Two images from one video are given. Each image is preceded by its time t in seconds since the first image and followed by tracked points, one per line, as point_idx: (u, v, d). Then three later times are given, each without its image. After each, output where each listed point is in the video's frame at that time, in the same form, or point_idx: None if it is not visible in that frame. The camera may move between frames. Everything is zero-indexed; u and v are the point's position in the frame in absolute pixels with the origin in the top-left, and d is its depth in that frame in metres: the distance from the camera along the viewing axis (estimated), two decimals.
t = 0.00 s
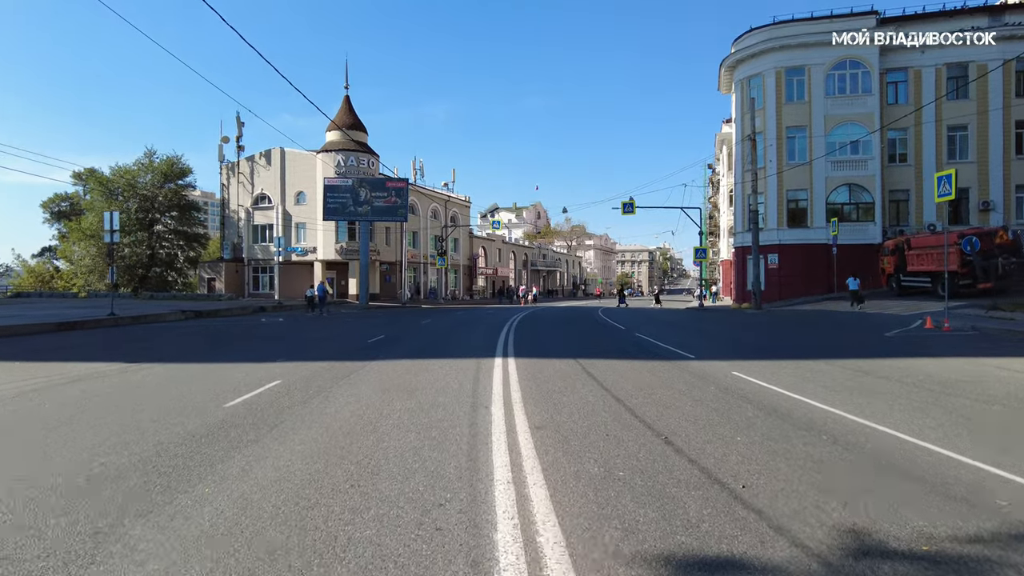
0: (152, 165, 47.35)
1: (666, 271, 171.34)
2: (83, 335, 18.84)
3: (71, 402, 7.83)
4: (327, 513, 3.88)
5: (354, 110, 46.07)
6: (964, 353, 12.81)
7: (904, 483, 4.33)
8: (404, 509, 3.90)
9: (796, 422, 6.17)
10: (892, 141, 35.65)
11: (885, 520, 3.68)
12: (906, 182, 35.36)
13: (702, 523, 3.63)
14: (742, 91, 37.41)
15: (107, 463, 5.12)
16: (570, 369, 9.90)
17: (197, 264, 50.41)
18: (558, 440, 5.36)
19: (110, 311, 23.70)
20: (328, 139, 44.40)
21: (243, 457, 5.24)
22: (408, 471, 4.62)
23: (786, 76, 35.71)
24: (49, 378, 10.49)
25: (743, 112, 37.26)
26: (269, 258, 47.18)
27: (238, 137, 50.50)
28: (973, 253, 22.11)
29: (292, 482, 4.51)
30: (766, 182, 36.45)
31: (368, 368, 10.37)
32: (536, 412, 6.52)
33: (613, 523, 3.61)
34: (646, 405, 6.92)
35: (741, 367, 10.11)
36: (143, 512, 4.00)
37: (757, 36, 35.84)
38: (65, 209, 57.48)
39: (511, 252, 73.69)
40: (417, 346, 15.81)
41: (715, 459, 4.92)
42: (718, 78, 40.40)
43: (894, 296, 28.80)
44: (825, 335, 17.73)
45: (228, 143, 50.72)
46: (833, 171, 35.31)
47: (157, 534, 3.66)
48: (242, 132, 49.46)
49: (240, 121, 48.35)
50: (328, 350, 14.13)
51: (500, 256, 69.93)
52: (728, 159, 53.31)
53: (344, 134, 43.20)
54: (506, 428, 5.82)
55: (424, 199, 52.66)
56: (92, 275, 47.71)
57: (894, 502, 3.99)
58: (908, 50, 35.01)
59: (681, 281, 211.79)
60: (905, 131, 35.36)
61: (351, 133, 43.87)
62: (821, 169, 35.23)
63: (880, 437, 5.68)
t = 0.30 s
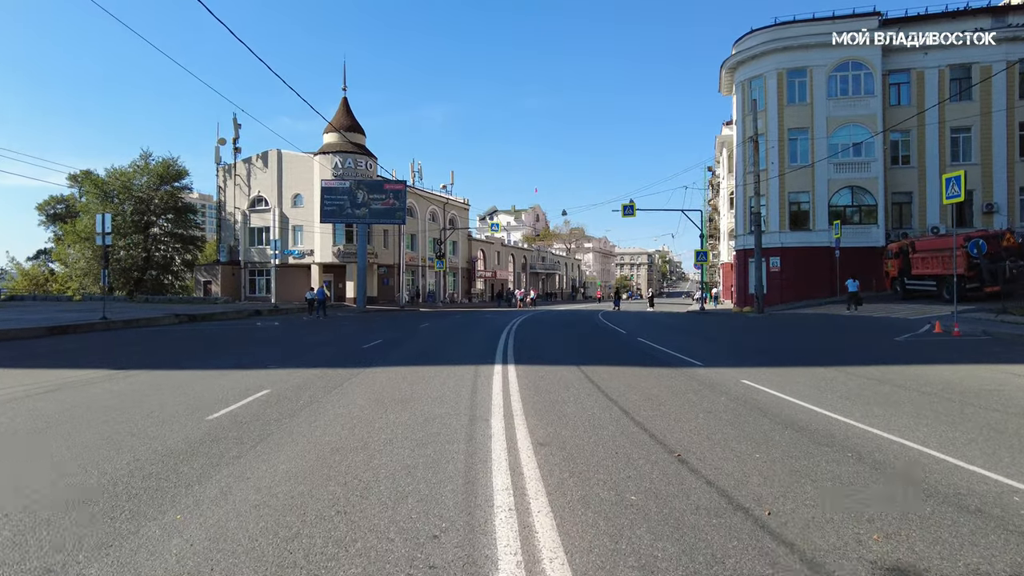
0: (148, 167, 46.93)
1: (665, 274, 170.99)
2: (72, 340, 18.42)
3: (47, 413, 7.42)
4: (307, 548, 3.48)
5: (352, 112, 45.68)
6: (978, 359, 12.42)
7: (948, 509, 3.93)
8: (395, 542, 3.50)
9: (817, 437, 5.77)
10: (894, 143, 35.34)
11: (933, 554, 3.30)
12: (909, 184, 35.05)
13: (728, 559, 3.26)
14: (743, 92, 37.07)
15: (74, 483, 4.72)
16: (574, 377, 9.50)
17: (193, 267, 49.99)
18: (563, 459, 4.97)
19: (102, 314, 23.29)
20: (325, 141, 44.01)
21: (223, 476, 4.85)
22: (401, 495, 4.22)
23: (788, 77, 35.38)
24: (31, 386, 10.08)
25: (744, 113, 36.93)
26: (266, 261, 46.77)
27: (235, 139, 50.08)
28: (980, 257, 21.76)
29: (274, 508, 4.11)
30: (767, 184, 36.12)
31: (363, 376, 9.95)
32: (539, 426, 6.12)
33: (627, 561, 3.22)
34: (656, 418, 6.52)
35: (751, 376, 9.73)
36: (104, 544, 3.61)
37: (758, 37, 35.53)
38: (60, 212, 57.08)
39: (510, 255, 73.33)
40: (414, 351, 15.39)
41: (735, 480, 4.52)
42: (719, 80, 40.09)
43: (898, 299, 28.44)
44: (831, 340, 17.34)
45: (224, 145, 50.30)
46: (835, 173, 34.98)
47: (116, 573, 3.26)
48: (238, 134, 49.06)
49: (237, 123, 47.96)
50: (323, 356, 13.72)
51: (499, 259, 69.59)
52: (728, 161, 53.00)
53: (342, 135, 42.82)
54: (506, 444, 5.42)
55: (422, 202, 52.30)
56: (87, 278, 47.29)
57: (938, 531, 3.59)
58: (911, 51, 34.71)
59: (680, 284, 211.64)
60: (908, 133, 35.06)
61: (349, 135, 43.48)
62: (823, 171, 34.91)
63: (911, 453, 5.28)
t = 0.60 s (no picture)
0: (144, 168, 46.50)
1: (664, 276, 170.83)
2: (62, 343, 18.00)
3: (22, 421, 7.02)
4: None
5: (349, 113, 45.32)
6: (992, 363, 12.06)
7: (1001, 533, 3.53)
8: None
9: (843, 447, 5.37)
10: (897, 144, 35.03)
11: None
12: (911, 185, 34.73)
13: None
14: (744, 93, 36.75)
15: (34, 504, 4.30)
16: (577, 383, 9.08)
17: (189, 269, 49.56)
18: (570, 475, 4.58)
19: (93, 317, 22.86)
20: (322, 142, 43.62)
21: (199, 494, 4.45)
22: (393, 518, 3.82)
23: (789, 77, 35.05)
24: (11, 392, 9.67)
25: (745, 113, 36.61)
26: (262, 263, 46.35)
27: (231, 140, 49.68)
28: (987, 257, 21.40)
29: (252, 533, 3.70)
30: (769, 185, 35.79)
31: (356, 382, 9.52)
32: (543, 437, 5.73)
33: None
34: (667, 427, 6.14)
35: (761, 381, 9.36)
36: None
37: (758, 37, 35.21)
38: (55, 214, 56.60)
39: (509, 257, 72.91)
40: (411, 355, 15.00)
41: (760, 500, 4.13)
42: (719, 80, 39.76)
43: (903, 301, 28.09)
44: (838, 344, 16.97)
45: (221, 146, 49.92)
46: (837, 174, 34.66)
47: None
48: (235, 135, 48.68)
49: (233, 124, 47.59)
50: (317, 360, 13.31)
51: (498, 261, 69.25)
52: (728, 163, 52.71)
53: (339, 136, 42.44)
54: (507, 458, 5.03)
55: (420, 203, 51.93)
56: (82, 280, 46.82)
57: (993, 560, 3.21)
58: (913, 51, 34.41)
59: (679, 286, 211.41)
60: (910, 134, 34.76)
61: (346, 136, 43.10)
62: (825, 172, 34.59)
63: (945, 464, 4.91)
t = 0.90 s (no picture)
0: (141, 167, 46.09)
1: (664, 276, 170.55)
2: (52, 344, 17.59)
3: None
4: None
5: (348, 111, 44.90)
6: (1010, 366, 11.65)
7: None
8: None
9: (873, 459, 4.97)
10: (901, 142, 34.64)
11: None
12: (916, 184, 34.34)
13: None
14: (746, 91, 36.35)
15: None
16: (582, 387, 8.70)
17: (187, 269, 49.14)
18: (580, 494, 4.17)
19: (87, 318, 22.47)
20: (321, 141, 43.18)
21: (172, 514, 4.03)
22: (384, 547, 3.41)
23: (792, 75, 34.65)
24: None
25: (748, 112, 36.19)
26: (260, 263, 45.94)
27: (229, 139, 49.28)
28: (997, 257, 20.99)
29: (225, 563, 3.29)
30: (772, 184, 35.38)
31: (352, 386, 9.13)
32: (548, 448, 5.34)
33: None
34: (681, 436, 5.75)
35: (774, 386, 8.96)
36: None
37: (761, 34, 34.82)
38: (52, 213, 56.17)
39: (509, 257, 72.49)
40: (410, 357, 14.59)
41: (790, 522, 3.73)
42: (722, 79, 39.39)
43: (909, 301, 27.70)
44: (848, 345, 16.55)
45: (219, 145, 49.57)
46: (841, 173, 34.26)
47: None
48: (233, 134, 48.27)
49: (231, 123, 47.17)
50: (312, 363, 12.92)
51: (498, 262, 68.86)
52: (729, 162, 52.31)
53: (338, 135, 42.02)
54: (509, 474, 4.61)
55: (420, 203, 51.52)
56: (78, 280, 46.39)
57: None
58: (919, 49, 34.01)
59: (680, 286, 210.98)
60: (916, 132, 34.36)
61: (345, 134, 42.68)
62: (829, 171, 34.19)
63: (987, 479, 4.50)
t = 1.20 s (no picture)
0: (138, 166, 45.68)
1: (665, 276, 170.37)
2: (43, 345, 17.20)
3: None
4: None
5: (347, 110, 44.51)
6: None
7: None
8: None
9: (910, 477, 4.57)
10: (907, 141, 34.25)
11: None
12: (922, 184, 33.94)
13: None
14: (750, 90, 35.94)
15: None
16: (589, 395, 8.29)
17: (185, 269, 48.72)
18: (594, 522, 3.76)
19: (80, 318, 22.06)
20: (320, 139, 42.79)
21: (140, 543, 3.63)
22: None
23: (797, 73, 34.22)
24: None
25: (752, 110, 35.78)
26: (258, 262, 45.54)
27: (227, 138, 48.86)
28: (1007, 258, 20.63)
29: None
30: (776, 183, 34.97)
31: (347, 393, 8.72)
32: (557, 463, 4.94)
33: None
34: (699, 451, 5.34)
35: (789, 393, 8.57)
36: None
37: (765, 32, 34.41)
38: (49, 213, 55.75)
39: (509, 257, 72.04)
40: (408, 360, 14.17)
41: (832, 555, 3.34)
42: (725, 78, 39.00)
43: (916, 302, 27.31)
44: (858, 348, 16.15)
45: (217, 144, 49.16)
46: (846, 172, 33.84)
47: None
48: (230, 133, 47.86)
49: (229, 121, 46.75)
50: (308, 366, 12.50)
51: (498, 262, 68.48)
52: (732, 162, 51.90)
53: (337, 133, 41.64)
54: (514, 497, 4.22)
55: (420, 202, 51.12)
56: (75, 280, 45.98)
57: None
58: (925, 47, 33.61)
59: (680, 287, 210.53)
60: (922, 131, 33.96)
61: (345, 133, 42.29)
62: (834, 170, 33.78)
63: None
